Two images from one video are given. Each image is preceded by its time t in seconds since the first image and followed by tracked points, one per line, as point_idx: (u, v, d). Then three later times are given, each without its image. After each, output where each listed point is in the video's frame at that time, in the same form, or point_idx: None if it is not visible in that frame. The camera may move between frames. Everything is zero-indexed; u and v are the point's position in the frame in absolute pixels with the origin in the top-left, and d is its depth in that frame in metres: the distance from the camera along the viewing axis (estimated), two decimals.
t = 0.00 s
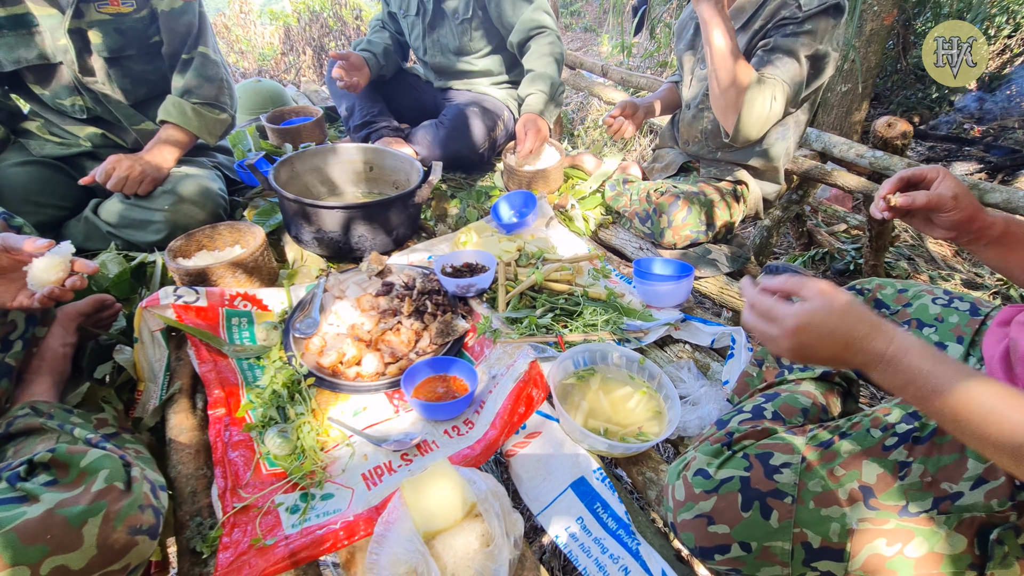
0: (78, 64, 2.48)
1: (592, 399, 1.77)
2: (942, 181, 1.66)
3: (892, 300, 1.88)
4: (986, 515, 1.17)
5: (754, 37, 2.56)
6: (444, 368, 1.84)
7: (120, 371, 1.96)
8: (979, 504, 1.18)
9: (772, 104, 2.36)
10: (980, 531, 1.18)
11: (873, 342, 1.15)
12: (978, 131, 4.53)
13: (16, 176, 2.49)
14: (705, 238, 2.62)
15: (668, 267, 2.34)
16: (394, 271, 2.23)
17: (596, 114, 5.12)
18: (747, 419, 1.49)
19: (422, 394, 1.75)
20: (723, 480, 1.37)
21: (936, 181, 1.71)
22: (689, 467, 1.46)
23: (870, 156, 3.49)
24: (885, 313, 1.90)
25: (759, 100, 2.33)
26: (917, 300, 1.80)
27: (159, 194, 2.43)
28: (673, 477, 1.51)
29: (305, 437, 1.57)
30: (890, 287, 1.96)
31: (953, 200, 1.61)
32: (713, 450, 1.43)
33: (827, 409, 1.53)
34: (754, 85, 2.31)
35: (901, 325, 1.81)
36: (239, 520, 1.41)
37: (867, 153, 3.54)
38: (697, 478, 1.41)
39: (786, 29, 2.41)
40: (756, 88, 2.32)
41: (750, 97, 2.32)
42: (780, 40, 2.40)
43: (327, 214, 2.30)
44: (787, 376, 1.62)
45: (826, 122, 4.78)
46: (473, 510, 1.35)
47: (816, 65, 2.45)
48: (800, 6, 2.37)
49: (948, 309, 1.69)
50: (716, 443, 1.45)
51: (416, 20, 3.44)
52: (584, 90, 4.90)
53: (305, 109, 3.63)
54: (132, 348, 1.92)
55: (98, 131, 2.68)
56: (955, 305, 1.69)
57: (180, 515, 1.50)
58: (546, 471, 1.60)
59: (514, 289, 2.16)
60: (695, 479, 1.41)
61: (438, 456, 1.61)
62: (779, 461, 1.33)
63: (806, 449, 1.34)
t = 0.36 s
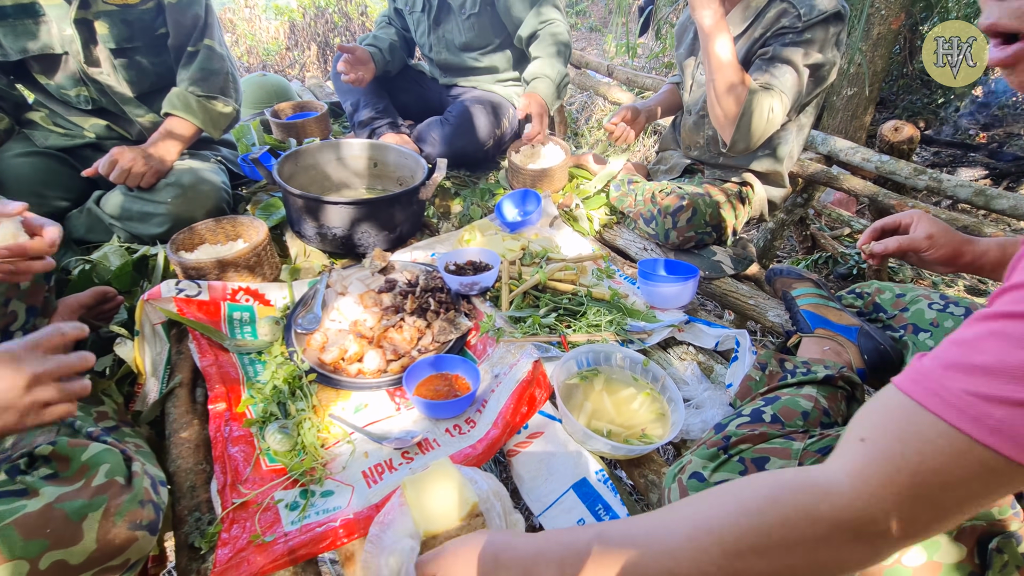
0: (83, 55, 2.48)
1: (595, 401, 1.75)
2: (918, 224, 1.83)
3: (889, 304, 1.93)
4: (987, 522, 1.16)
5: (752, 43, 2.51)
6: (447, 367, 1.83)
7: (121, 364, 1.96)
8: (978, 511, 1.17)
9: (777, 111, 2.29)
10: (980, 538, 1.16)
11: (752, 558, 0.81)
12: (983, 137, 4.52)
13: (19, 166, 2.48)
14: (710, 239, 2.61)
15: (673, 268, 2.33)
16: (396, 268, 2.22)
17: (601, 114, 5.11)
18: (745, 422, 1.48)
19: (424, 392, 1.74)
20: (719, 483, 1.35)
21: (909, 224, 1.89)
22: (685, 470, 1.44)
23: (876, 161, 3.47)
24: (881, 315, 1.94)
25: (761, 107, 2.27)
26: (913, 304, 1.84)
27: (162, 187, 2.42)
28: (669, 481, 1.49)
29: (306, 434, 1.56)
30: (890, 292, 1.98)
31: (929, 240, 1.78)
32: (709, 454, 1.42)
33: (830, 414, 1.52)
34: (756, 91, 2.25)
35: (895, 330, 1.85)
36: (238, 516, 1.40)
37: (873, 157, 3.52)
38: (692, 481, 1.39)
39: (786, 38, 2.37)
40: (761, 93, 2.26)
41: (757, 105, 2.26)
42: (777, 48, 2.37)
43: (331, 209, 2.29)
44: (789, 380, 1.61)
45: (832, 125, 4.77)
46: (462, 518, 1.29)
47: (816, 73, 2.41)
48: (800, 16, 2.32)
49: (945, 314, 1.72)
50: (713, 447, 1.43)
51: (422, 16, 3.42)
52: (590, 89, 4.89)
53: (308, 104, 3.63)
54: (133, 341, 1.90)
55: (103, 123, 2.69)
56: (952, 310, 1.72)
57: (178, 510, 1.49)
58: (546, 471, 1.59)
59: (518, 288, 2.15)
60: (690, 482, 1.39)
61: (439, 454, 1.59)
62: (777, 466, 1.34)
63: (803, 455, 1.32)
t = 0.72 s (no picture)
0: (98, 61, 2.53)
1: (600, 405, 1.80)
2: (884, 247, 1.98)
3: (884, 311, 2.02)
4: (977, 524, 1.20)
5: (750, 56, 2.56)
6: (455, 371, 1.87)
7: (136, 365, 2.00)
8: (969, 514, 1.20)
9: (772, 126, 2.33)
10: (971, 539, 1.20)
11: None
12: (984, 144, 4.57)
13: (35, 171, 2.54)
14: (712, 246, 2.65)
15: (677, 274, 2.37)
16: (404, 273, 2.27)
17: (604, 119, 5.16)
18: (745, 428, 1.51)
19: (432, 395, 1.78)
20: (719, 485, 1.41)
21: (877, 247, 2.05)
22: (687, 473, 1.49)
23: (877, 168, 3.51)
24: (876, 322, 2.02)
25: (758, 122, 2.31)
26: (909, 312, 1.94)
27: (175, 192, 2.47)
28: (671, 484, 1.54)
29: (317, 435, 1.61)
30: (885, 300, 2.07)
31: (895, 262, 1.92)
32: (710, 458, 1.47)
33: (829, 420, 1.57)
34: (754, 105, 2.29)
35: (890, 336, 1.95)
36: (254, 516, 1.44)
37: (874, 165, 3.57)
38: (692, 483, 1.44)
39: (778, 51, 2.43)
40: (758, 107, 2.30)
41: (756, 119, 2.30)
42: (773, 61, 2.41)
43: (340, 215, 2.34)
44: (789, 386, 1.66)
45: (834, 131, 4.82)
46: (467, 519, 1.30)
47: (814, 85, 2.45)
48: (795, 30, 2.37)
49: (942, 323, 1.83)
50: (714, 451, 1.48)
51: (434, 23, 3.47)
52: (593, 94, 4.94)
53: (316, 109, 3.67)
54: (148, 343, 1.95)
55: (116, 128, 2.73)
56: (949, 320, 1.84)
57: (194, 509, 1.53)
58: (553, 474, 1.63)
59: (524, 294, 2.20)
60: (690, 484, 1.44)
61: (447, 456, 1.64)
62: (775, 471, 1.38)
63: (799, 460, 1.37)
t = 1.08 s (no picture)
0: (97, 58, 2.52)
1: (599, 404, 1.79)
2: (879, 255, 2.10)
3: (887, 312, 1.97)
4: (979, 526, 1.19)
5: (751, 56, 2.56)
6: (454, 369, 1.86)
7: (134, 363, 2.00)
8: (971, 516, 1.19)
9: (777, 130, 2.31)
10: (973, 541, 1.19)
11: (626, 562, 0.85)
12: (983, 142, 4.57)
13: (34, 168, 2.53)
14: (712, 245, 2.64)
15: (677, 273, 2.37)
16: (404, 271, 2.26)
17: (605, 118, 5.16)
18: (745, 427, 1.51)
19: (431, 393, 1.77)
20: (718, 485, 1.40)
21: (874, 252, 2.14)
22: (686, 473, 1.48)
23: (878, 168, 3.51)
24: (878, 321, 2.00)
25: (764, 122, 2.28)
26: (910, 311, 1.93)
27: (174, 189, 2.46)
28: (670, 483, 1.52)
29: (315, 433, 1.61)
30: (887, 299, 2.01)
31: (889, 270, 2.05)
32: (710, 457, 1.47)
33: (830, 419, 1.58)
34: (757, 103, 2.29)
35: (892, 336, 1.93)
36: (251, 513, 1.44)
37: (876, 165, 3.56)
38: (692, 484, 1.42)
39: (785, 51, 2.42)
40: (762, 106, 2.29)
41: (758, 120, 2.27)
42: (778, 60, 2.41)
43: (340, 213, 2.33)
44: (789, 386, 1.66)
45: (835, 131, 4.82)
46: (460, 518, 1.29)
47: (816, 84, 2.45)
48: (802, 27, 2.37)
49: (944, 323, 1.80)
50: (713, 451, 1.48)
51: (442, 21, 3.47)
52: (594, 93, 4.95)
53: (316, 108, 3.67)
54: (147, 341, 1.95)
55: (115, 125, 2.73)
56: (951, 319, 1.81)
57: (192, 507, 1.53)
58: (552, 472, 1.62)
59: (523, 293, 2.19)
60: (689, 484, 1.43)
61: (446, 455, 1.63)
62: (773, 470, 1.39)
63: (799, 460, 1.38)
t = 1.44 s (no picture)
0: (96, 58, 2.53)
1: (595, 403, 1.79)
2: (870, 253, 2.06)
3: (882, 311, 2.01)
4: (972, 525, 1.20)
5: (748, 59, 2.57)
6: (450, 368, 1.87)
7: (131, 363, 2.01)
8: (964, 515, 1.20)
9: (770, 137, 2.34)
10: (964, 540, 1.20)
11: (616, 561, 0.86)
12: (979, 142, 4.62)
13: (33, 168, 2.54)
14: (710, 245, 2.65)
15: (673, 273, 2.38)
16: (401, 271, 2.27)
17: (604, 119, 5.17)
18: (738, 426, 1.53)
19: (427, 393, 1.77)
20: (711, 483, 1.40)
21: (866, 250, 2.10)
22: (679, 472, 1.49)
23: (876, 169, 3.52)
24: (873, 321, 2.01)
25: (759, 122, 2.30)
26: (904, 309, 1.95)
27: (172, 189, 2.47)
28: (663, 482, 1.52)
29: (311, 432, 1.61)
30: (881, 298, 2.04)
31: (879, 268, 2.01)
32: (703, 455, 1.47)
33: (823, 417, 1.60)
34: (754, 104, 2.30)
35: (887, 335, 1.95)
36: (246, 511, 1.44)
37: (874, 165, 3.58)
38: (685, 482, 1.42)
39: (781, 56, 2.42)
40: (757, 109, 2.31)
41: (751, 129, 2.30)
42: (776, 66, 2.40)
43: (338, 213, 2.34)
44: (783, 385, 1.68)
45: (833, 132, 4.86)
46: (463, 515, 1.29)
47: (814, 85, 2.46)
48: (799, 29, 2.37)
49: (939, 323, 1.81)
50: (707, 450, 1.49)
51: (451, 24, 3.45)
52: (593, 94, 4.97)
53: (314, 108, 3.67)
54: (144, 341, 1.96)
55: (114, 126, 2.73)
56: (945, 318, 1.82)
57: (187, 505, 1.53)
58: (547, 471, 1.62)
59: (520, 292, 2.18)
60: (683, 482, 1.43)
61: (441, 454, 1.64)
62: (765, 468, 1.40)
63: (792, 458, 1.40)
